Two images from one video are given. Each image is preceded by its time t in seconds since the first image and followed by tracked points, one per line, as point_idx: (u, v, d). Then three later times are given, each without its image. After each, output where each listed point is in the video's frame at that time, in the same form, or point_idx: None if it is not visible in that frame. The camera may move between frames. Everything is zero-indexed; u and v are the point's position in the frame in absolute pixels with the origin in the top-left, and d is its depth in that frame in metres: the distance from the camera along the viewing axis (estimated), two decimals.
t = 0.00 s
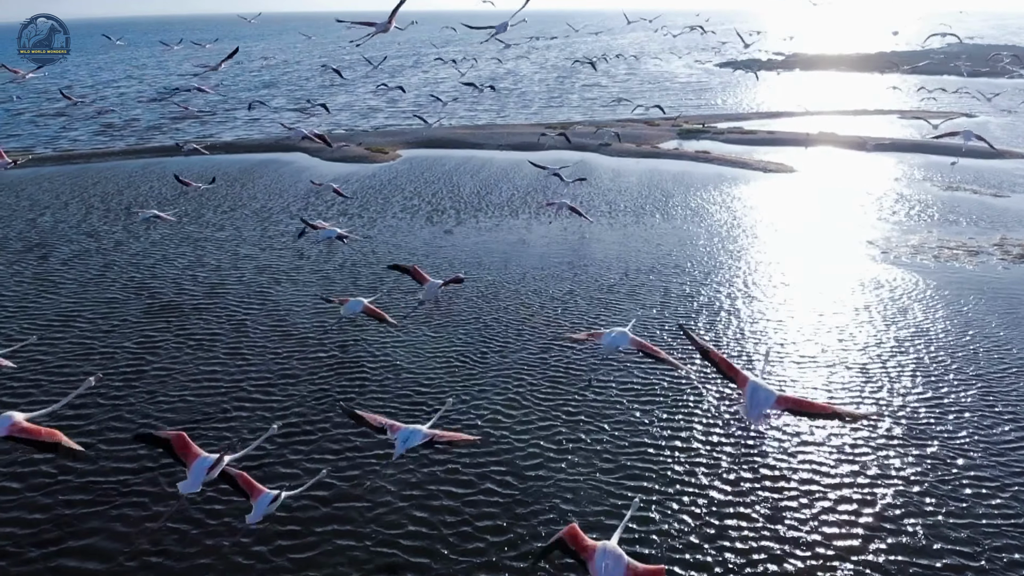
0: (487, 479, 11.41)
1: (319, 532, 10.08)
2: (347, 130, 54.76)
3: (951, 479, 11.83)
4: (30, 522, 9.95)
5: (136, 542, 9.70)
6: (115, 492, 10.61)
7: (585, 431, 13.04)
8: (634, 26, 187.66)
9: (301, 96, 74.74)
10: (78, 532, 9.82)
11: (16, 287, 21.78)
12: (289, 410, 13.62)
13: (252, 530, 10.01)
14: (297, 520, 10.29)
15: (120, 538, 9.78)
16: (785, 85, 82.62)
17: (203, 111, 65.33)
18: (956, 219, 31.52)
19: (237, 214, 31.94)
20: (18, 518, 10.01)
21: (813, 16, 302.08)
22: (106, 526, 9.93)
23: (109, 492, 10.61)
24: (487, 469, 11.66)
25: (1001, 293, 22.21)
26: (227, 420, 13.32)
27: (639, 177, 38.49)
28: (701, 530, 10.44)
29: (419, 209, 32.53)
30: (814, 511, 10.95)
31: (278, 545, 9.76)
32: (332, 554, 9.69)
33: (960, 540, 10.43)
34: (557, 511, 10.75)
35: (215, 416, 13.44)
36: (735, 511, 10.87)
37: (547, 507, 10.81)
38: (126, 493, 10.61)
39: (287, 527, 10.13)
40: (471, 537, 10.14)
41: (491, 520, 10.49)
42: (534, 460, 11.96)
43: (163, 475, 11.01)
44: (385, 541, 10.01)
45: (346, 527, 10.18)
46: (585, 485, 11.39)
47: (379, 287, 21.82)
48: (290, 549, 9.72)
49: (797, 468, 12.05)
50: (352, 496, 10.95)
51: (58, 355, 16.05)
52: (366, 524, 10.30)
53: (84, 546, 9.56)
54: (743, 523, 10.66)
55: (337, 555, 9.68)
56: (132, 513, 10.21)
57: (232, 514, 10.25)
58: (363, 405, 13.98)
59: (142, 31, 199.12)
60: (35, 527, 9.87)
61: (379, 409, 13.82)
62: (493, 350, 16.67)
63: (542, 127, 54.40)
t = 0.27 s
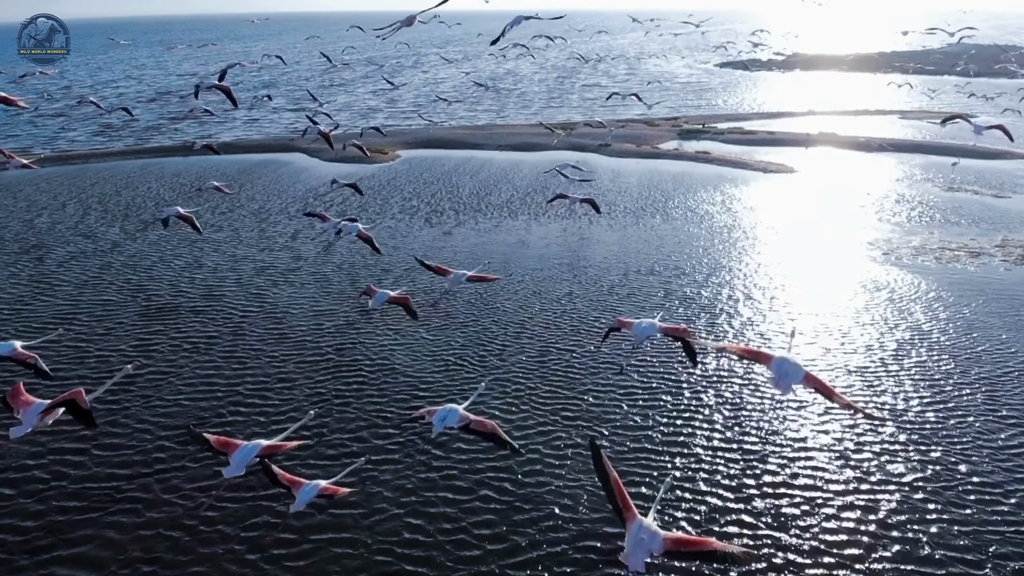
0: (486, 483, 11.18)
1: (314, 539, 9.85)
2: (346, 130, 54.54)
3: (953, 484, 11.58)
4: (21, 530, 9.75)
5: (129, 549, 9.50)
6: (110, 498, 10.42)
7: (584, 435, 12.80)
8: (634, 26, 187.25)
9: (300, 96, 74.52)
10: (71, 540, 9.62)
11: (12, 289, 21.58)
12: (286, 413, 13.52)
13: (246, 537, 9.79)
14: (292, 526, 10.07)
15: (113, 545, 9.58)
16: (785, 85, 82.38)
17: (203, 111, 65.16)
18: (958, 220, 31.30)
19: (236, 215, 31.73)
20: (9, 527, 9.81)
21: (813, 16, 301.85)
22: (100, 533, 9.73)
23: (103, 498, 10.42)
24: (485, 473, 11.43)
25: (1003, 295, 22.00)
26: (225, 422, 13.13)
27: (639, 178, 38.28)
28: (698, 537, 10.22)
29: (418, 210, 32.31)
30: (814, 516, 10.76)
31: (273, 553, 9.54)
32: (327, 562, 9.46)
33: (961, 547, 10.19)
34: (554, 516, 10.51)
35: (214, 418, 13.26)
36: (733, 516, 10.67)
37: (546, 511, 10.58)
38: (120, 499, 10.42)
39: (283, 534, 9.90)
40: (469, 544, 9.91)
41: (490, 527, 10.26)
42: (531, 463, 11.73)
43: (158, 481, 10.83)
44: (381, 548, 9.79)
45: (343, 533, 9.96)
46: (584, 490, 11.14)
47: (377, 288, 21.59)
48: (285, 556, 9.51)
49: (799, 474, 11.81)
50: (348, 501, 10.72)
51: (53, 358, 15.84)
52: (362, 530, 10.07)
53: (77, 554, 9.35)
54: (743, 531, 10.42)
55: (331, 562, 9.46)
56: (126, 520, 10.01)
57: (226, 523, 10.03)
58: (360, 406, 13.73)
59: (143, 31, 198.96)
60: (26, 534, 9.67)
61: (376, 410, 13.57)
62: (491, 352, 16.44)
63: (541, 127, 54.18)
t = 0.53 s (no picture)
0: (483, 490, 10.97)
1: (308, 546, 9.62)
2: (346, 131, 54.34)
3: (956, 490, 11.33)
4: (11, 537, 9.55)
5: (121, 557, 9.28)
6: (102, 506, 10.22)
7: (581, 438, 12.58)
8: (633, 26, 187.13)
9: (300, 97, 74.28)
10: (61, 547, 9.40)
11: (8, 292, 21.36)
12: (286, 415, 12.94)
13: (239, 545, 9.58)
14: (286, 532, 9.83)
15: (106, 552, 9.37)
16: (785, 86, 82.17)
17: (202, 112, 64.97)
18: (959, 221, 31.09)
19: (234, 216, 31.52)
20: None
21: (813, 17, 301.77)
22: (92, 541, 9.52)
23: (95, 505, 10.23)
24: (482, 480, 11.22)
25: (1005, 297, 21.80)
26: (224, 423, 12.61)
27: (639, 179, 38.04)
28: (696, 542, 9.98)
29: (416, 211, 32.09)
30: (815, 523, 10.54)
31: (266, 561, 9.33)
32: (321, 570, 9.23)
33: (964, 556, 9.95)
34: (550, 523, 10.27)
35: (211, 422, 12.67)
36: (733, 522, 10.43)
37: (545, 519, 10.36)
38: (113, 506, 10.22)
39: (276, 541, 9.68)
40: (466, 552, 9.68)
41: (485, 533, 10.05)
42: (529, 469, 11.50)
43: (151, 488, 10.63)
44: (376, 554, 9.55)
45: (338, 540, 9.73)
46: (581, 494, 10.91)
47: (376, 288, 21.34)
48: (279, 565, 9.28)
49: (800, 479, 11.59)
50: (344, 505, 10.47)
51: (47, 362, 15.63)
52: (356, 535, 9.83)
53: (68, 563, 9.15)
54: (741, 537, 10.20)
55: (325, 570, 9.23)
56: (118, 528, 9.80)
57: (220, 530, 9.84)
58: (356, 408, 13.49)
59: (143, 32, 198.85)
60: (14, 543, 9.45)
61: (373, 412, 13.35)
62: (489, 355, 16.21)
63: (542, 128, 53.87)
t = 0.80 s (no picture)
0: (480, 495, 10.72)
1: (304, 555, 9.38)
2: (345, 131, 54.07)
3: (961, 497, 11.08)
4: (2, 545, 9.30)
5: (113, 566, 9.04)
6: (95, 512, 9.95)
7: (581, 442, 12.33)
8: (633, 26, 186.65)
9: (299, 97, 74.05)
10: (53, 556, 9.15)
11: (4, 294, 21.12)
12: (281, 420, 12.19)
13: (234, 554, 9.33)
14: (281, 540, 9.60)
15: (98, 560, 9.12)
16: (784, 86, 81.94)
17: (201, 113, 64.74)
18: (960, 222, 30.89)
19: (232, 217, 31.28)
20: None
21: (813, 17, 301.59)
22: (84, 549, 9.27)
23: (88, 511, 9.98)
24: (479, 486, 10.95)
25: (1008, 299, 21.57)
26: (220, 427, 12.02)
27: (639, 179, 37.81)
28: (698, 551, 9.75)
29: (416, 212, 31.86)
30: (819, 532, 10.28)
31: (261, 570, 9.09)
32: None
33: (971, 566, 9.69)
34: (549, 531, 10.03)
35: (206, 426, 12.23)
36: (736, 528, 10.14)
37: (544, 527, 10.11)
38: (105, 513, 9.96)
39: (271, 550, 9.44)
40: (466, 562, 9.42)
41: (484, 541, 9.81)
42: (527, 475, 11.23)
43: (144, 493, 10.36)
44: (372, 563, 9.31)
45: (333, 549, 9.48)
46: (580, 501, 10.67)
47: (373, 290, 21.11)
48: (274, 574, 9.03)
49: (804, 485, 11.35)
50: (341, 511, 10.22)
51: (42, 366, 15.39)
52: (352, 544, 9.59)
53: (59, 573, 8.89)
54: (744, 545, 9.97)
55: None
56: (111, 536, 9.54)
57: (214, 539, 9.59)
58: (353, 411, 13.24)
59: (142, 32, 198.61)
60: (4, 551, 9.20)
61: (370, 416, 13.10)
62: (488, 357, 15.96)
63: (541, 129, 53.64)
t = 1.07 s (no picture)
0: (478, 500, 10.46)
1: (299, 563, 9.12)
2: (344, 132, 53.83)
3: (964, 503, 10.79)
4: None
5: None
6: (88, 519, 9.70)
7: (580, 445, 12.07)
8: (632, 26, 186.33)
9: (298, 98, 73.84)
10: (44, 565, 8.91)
11: None
12: (277, 426, 11.93)
13: (227, 564, 9.07)
14: (276, 549, 9.34)
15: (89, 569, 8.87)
16: (784, 86, 81.69)
17: (200, 113, 64.47)
18: (962, 223, 30.67)
19: (229, 218, 31.02)
20: None
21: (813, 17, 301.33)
22: (75, 558, 9.01)
23: (81, 517, 9.73)
24: (475, 489, 10.67)
25: (1008, 300, 21.32)
26: (215, 432, 11.73)
27: (639, 180, 37.59)
28: (699, 558, 9.50)
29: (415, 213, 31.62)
30: (822, 539, 9.94)
31: None
32: None
33: None
34: (548, 538, 9.76)
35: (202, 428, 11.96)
36: (735, 537, 9.88)
37: (541, 534, 9.84)
38: (98, 520, 9.69)
39: (266, 558, 9.18)
40: (463, 570, 9.16)
41: (483, 549, 9.53)
42: (526, 480, 10.97)
43: (138, 500, 10.11)
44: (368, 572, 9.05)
45: (329, 558, 9.23)
46: (579, 506, 10.41)
47: (371, 291, 20.87)
48: None
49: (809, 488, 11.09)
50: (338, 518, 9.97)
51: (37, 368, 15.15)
52: (348, 552, 9.33)
53: None
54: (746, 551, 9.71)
55: None
56: (103, 544, 9.28)
57: (208, 547, 9.33)
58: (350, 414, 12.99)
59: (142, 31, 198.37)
60: None
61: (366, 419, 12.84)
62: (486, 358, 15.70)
63: (541, 129, 53.46)
